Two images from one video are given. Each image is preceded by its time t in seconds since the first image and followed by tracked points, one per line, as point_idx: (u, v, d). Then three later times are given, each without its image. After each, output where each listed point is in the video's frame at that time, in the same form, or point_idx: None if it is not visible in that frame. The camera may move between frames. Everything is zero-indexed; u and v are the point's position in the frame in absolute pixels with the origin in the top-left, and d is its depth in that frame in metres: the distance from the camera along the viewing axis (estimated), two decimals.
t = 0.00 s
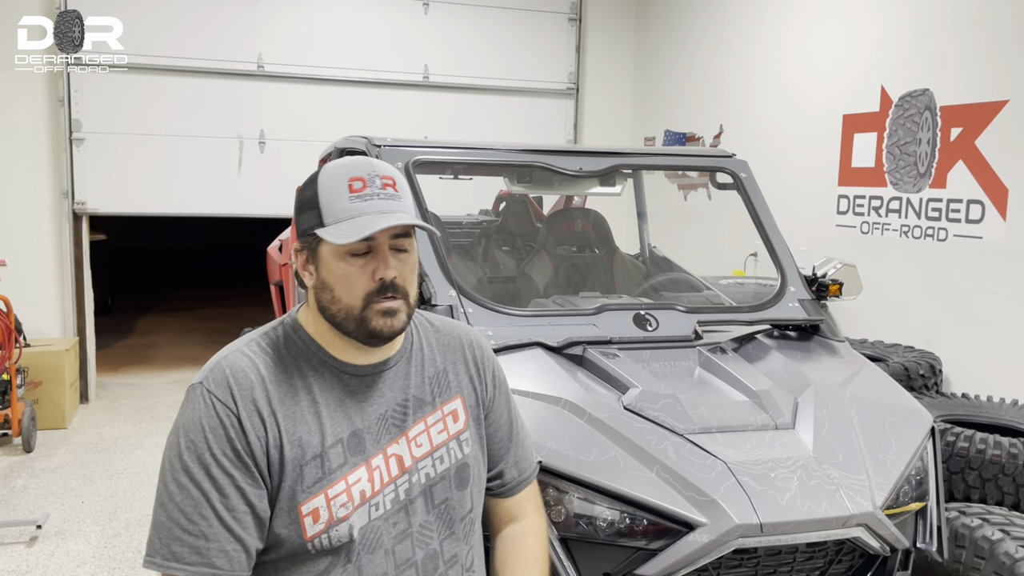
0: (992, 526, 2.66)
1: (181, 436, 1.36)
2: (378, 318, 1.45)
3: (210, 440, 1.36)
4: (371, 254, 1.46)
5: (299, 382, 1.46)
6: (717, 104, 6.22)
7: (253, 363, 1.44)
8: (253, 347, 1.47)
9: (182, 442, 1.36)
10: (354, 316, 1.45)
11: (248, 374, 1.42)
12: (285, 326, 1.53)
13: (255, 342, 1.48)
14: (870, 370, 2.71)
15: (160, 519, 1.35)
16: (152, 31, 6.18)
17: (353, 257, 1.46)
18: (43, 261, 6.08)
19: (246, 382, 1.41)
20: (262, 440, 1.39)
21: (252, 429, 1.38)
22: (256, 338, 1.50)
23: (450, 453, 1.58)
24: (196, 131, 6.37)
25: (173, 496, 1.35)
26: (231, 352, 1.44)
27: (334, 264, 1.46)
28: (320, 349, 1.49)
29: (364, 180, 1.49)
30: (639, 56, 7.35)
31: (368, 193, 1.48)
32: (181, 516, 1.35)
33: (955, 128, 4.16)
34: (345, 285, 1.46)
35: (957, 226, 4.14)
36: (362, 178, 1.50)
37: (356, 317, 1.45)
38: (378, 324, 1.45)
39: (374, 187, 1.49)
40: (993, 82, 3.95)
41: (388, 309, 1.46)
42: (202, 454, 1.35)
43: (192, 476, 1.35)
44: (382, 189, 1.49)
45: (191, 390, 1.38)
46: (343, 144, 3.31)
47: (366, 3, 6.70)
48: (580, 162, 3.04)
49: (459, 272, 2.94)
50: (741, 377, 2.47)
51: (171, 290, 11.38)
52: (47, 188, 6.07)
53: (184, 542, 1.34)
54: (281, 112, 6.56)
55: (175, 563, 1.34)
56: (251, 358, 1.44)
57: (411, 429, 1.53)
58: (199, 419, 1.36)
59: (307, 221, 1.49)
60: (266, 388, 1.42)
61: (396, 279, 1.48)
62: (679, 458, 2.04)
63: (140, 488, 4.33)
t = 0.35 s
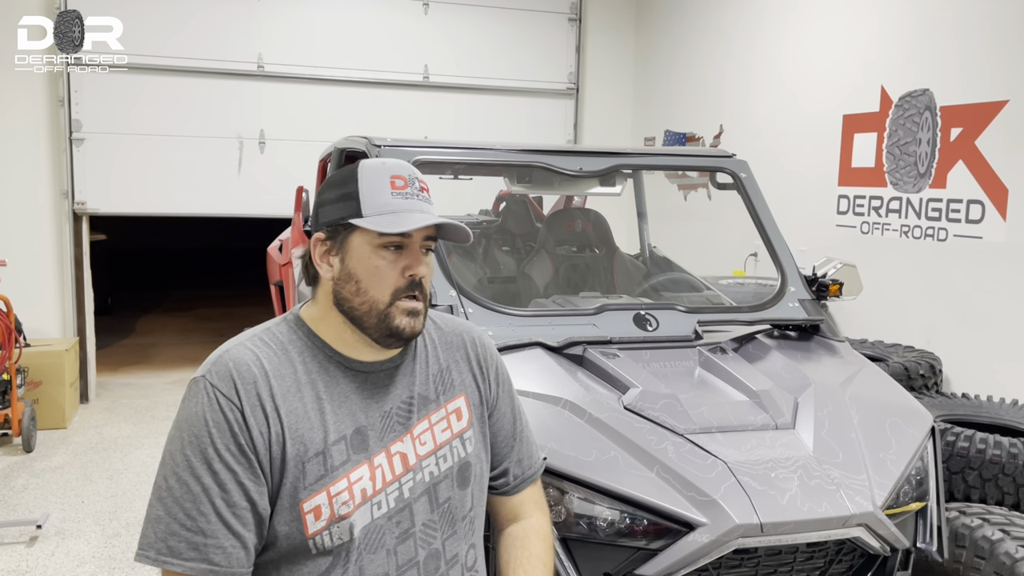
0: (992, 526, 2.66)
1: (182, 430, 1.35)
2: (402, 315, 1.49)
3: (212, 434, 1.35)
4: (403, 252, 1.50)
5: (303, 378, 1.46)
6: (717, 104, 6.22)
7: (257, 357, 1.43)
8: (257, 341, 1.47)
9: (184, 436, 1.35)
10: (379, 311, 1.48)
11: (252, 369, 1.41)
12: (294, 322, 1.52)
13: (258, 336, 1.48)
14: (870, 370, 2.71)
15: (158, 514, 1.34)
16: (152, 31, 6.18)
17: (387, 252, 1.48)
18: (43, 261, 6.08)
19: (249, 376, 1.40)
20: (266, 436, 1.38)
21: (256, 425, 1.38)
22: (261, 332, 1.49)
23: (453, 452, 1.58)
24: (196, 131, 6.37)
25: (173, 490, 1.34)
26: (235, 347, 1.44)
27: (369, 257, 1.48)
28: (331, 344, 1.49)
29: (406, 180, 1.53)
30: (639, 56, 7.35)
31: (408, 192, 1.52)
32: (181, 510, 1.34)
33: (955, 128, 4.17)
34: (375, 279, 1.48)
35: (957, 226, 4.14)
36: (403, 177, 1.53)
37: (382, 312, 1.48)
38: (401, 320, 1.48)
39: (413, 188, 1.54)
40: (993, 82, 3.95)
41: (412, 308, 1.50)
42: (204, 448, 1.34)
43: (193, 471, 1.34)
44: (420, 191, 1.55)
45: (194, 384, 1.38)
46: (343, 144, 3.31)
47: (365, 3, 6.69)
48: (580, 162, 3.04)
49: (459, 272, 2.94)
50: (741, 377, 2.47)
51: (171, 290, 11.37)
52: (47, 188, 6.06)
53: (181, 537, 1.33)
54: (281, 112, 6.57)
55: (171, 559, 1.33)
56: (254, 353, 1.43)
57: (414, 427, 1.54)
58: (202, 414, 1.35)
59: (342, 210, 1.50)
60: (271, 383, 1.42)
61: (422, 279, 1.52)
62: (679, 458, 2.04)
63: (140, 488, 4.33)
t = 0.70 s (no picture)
0: (992, 526, 2.65)
1: (181, 437, 1.35)
2: (407, 315, 1.49)
3: (211, 441, 1.34)
4: (413, 252, 1.50)
5: (303, 380, 1.45)
6: (717, 104, 6.22)
7: (254, 361, 1.42)
8: (256, 344, 1.46)
9: (184, 443, 1.35)
10: (386, 311, 1.48)
11: (251, 373, 1.40)
12: (294, 323, 1.51)
13: (255, 339, 1.47)
14: (870, 370, 2.71)
15: (160, 521, 1.34)
16: (152, 31, 6.18)
17: (397, 252, 1.48)
18: (43, 261, 6.08)
19: (248, 381, 1.39)
20: (266, 439, 1.38)
21: (256, 429, 1.37)
22: (258, 335, 1.49)
23: (455, 449, 1.58)
24: (196, 131, 6.37)
25: (174, 498, 1.34)
26: (232, 350, 1.43)
27: (379, 255, 1.48)
28: (334, 343, 1.49)
29: (418, 182, 1.53)
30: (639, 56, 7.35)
31: (420, 194, 1.52)
32: (184, 517, 1.34)
33: (955, 128, 4.16)
34: (383, 279, 1.48)
35: (957, 226, 4.14)
36: (416, 179, 1.54)
37: (388, 311, 1.48)
38: (405, 321, 1.48)
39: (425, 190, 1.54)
40: (993, 82, 3.95)
41: (418, 310, 1.50)
42: (204, 455, 1.34)
43: (193, 478, 1.34)
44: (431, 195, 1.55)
45: (191, 390, 1.37)
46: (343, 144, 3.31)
47: (365, 3, 6.69)
48: (580, 162, 3.04)
49: (459, 273, 2.94)
50: (741, 377, 2.47)
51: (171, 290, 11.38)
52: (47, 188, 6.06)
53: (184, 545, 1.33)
54: (281, 111, 6.56)
55: (175, 566, 1.33)
56: (251, 356, 1.43)
57: (416, 426, 1.53)
58: (201, 420, 1.35)
59: (353, 207, 1.49)
60: (270, 387, 1.41)
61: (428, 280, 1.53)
62: (679, 458, 2.04)
63: (140, 488, 4.33)
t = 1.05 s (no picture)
0: (992, 526, 2.66)
1: (176, 439, 1.35)
2: (383, 318, 1.47)
3: (206, 442, 1.34)
4: (392, 254, 1.49)
5: (298, 381, 1.45)
6: (717, 104, 6.22)
7: (249, 362, 1.42)
8: (252, 346, 1.46)
9: (179, 445, 1.35)
10: (362, 311, 1.47)
11: (246, 375, 1.40)
12: (286, 324, 1.52)
13: (251, 341, 1.47)
14: (870, 370, 2.71)
15: (155, 523, 1.34)
16: (152, 31, 6.18)
17: (375, 253, 1.47)
18: (43, 261, 6.08)
19: (243, 383, 1.39)
20: (261, 441, 1.38)
21: (251, 431, 1.37)
22: (255, 337, 1.49)
23: (452, 450, 1.58)
24: (196, 131, 6.37)
25: (169, 500, 1.34)
26: (227, 352, 1.43)
27: (357, 257, 1.47)
28: (318, 343, 1.48)
29: (403, 183, 1.51)
30: (639, 55, 7.35)
31: (404, 196, 1.50)
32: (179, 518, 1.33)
33: (955, 128, 4.16)
34: (361, 280, 1.47)
35: (957, 226, 4.14)
36: (402, 180, 1.52)
37: (364, 313, 1.46)
38: (382, 324, 1.47)
39: (410, 192, 1.51)
40: (994, 82, 3.95)
41: (395, 313, 1.48)
42: (198, 457, 1.34)
43: (188, 480, 1.34)
44: (417, 196, 1.52)
45: (186, 392, 1.37)
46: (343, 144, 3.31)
47: (365, 3, 6.69)
48: (580, 162, 3.04)
49: (459, 273, 2.94)
50: (741, 377, 2.47)
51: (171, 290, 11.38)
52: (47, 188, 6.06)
53: (179, 546, 1.33)
54: (281, 111, 6.57)
55: (170, 567, 1.33)
56: (246, 358, 1.43)
57: (413, 426, 1.54)
58: (195, 422, 1.35)
59: (337, 208, 1.50)
60: (265, 388, 1.41)
61: (410, 284, 1.50)
62: (679, 458, 2.04)
63: (140, 488, 4.33)
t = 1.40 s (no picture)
0: (992, 526, 2.66)
1: (168, 434, 1.35)
2: (372, 309, 1.47)
3: (196, 438, 1.35)
4: (381, 246, 1.50)
5: (293, 380, 1.46)
6: (717, 104, 6.22)
7: (245, 360, 1.43)
8: (250, 344, 1.46)
9: (168, 440, 1.35)
10: (350, 304, 1.47)
11: (241, 372, 1.41)
12: (283, 322, 1.52)
13: (248, 339, 1.48)
14: (870, 371, 2.71)
15: (138, 514, 1.35)
16: (152, 31, 6.18)
17: (363, 245, 1.49)
18: (43, 262, 6.07)
19: (237, 380, 1.40)
20: (253, 439, 1.38)
21: (243, 428, 1.38)
22: (254, 334, 1.49)
23: (448, 453, 1.58)
24: (196, 131, 6.37)
25: (160, 494, 1.34)
26: (224, 349, 1.44)
27: (345, 249, 1.49)
28: (313, 340, 1.49)
29: (394, 176, 1.53)
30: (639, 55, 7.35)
31: (394, 189, 1.52)
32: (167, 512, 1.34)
33: (955, 128, 4.16)
34: (349, 271, 1.48)
35: (957, 226, 4.14)
36: (393, 175, 1.53)
37: (353, 305, 1.47)
38: (371, 315, 1.47)
39: (401, 185, 1.52)
40: (993, 82, 3.95)
41: (385, 304, 1.48)
42: (188, 452, 1.35)
43: (176, 473, 1.35)
44: (409, 189, 1.53)
45: (182, 387, 1.38)
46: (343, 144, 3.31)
47: (365, 3, 6.69)
48: (580, 162, 3.04)
49: (459, 273, 2.94)
50: (741, 377, 2.47)
51: (171, 290, 11.37)
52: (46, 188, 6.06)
53: (161, 538, 1.34)
54: (282, 111, 6.57)
55: (147, 559, 1.33)
56: (242, 355, 1.43)
57: (408, 429, 1.54)
58: (186, 417, 1.35)
59: (330, 204, 1.54)
60: (260, 386, 1.41)
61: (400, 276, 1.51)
62: (679, 458, 2.04)
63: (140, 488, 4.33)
